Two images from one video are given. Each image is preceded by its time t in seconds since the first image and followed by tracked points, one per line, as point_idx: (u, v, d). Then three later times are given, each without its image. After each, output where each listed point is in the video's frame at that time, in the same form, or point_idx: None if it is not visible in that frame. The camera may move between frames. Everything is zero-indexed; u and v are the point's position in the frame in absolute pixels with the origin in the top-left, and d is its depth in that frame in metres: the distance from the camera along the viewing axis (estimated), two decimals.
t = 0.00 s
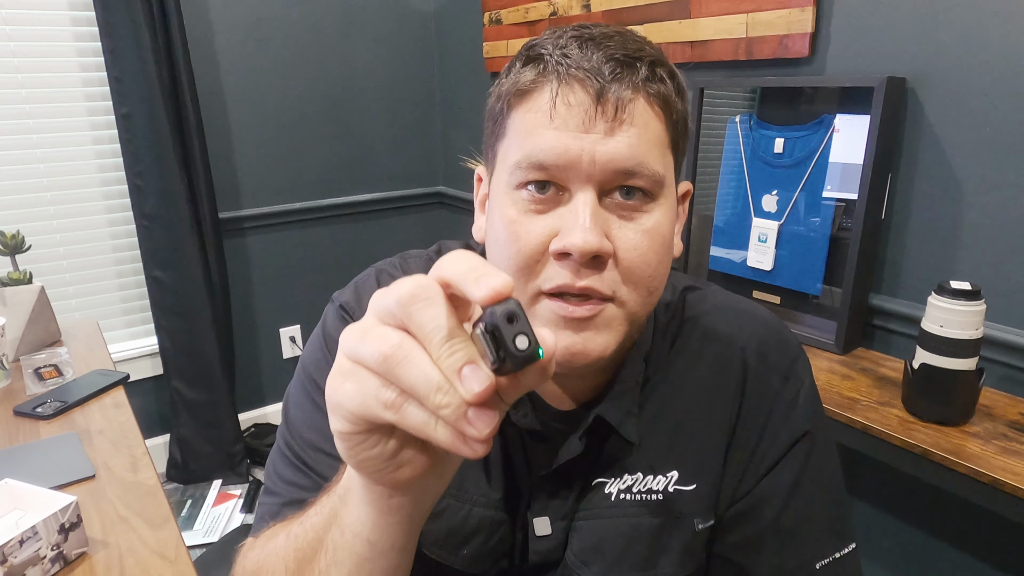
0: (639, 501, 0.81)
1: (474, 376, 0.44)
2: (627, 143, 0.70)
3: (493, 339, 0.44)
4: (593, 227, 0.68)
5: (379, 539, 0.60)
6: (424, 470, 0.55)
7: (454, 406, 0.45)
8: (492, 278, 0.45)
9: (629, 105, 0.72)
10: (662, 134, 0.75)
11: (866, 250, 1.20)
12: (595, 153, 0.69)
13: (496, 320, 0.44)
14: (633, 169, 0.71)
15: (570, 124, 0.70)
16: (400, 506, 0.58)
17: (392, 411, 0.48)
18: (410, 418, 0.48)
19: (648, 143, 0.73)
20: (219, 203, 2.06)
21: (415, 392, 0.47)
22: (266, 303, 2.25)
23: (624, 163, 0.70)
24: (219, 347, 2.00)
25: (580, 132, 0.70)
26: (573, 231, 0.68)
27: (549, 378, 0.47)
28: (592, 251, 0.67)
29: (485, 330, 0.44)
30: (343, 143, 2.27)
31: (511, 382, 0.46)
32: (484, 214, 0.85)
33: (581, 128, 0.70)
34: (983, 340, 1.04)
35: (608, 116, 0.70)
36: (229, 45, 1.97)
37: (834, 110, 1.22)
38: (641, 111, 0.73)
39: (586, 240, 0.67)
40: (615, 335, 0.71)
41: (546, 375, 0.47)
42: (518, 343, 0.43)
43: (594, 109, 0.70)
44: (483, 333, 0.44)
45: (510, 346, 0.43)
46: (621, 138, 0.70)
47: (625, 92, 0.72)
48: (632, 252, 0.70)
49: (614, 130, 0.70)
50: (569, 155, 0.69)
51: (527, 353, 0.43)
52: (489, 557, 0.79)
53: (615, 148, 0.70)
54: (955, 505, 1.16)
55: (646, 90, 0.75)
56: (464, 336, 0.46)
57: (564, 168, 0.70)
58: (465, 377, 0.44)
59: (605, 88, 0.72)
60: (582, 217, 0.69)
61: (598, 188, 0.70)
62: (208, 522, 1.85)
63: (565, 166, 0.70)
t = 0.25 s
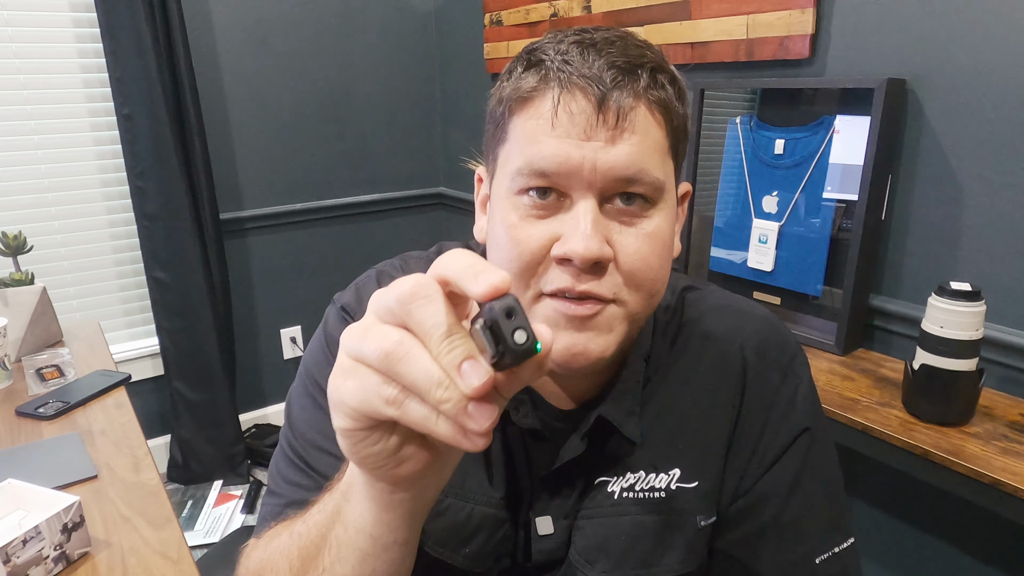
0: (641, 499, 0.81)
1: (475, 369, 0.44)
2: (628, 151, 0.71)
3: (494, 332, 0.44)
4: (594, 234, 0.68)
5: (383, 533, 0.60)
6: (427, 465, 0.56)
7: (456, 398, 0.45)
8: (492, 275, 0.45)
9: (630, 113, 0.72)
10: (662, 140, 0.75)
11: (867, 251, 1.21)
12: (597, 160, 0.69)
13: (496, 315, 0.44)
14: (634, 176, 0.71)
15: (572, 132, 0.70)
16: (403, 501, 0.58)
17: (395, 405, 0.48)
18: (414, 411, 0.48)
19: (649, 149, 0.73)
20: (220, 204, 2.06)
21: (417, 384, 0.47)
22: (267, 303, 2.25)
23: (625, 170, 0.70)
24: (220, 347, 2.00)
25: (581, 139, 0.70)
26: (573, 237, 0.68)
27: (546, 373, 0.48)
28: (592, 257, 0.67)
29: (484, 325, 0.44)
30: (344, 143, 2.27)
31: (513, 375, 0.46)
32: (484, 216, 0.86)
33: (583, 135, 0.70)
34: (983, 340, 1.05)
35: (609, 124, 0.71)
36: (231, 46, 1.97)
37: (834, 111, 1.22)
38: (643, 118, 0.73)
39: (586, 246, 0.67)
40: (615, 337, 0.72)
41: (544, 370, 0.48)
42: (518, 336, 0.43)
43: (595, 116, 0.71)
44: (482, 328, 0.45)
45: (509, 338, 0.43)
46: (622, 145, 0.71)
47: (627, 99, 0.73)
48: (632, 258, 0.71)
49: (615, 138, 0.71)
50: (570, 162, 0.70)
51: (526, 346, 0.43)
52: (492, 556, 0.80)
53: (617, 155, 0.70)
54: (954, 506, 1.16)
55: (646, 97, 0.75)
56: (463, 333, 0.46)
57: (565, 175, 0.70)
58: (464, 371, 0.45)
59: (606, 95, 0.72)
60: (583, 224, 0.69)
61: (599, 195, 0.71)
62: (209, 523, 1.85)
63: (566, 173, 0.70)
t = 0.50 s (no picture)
0: (638, 499, 0.81)
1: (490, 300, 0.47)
2: (628, 148, 0.71)
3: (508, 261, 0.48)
4: (593, 232, 0.68)
5: (394, 501, 0.59)
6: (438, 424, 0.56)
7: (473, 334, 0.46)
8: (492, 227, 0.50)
9: (629, 111, 0.72)
10: (660, 139, 0.76)
11: (863, 252, 1.21)
12: (596, 157, 0.70)
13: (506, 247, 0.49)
14: (632, 174, 0.71)
15: (571, 129, 0.71)
16: (414, 467, 0.58)
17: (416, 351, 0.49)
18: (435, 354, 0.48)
19: (647, 148, 0.73)
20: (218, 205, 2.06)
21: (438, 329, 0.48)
22: (265, 304, 2.25)
23: (623, 168, 0.70)
24: (218, 348, 2.00)
25: (581, 137, 0.70)
26: (573, 235, 0.68)
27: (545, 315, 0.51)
28: (591, 255, 0.67)
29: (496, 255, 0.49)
30: (342, 144, 2.27)
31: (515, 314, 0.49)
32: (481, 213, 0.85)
33: (582, 133, 0.70)
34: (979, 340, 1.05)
35: (608, 122, 0.71)
36: (228, 47, 1.97)
37: (831, 112, 1.22)
38: (641, 117, 0.73)
39: (585, 244, 0.67)
40: (614, 334, 0.71)
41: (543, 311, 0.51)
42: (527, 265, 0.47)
43: (594, 115, 0.71)
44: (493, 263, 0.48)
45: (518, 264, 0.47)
46: (621, 143, 0.71)
47: (626, 98, 0.73)
48: (630, 256, 0.71)
49: (615, 136, 0.71)
50: (569, 159, 0.70)
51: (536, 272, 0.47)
52: (488, 557, 0.80)
53: (616, 153, 0.70)
54: (952, 505, 1.16)
55: (645, 95, 0.75)
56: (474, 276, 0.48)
57: (564, 172, 0.70)
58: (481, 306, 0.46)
59: (605, 93, 0.73)
60: (582, 221, 0.69)
61: (598, 192, 0.71)
62: (207, 524, 1.85)
63: (566, 170, 0.70)
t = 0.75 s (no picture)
0: (634, 496, 0.82)
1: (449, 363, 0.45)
2: (625, 152, 0.71)
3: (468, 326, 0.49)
4: (589, 235, 0.69)
5: (366, 544, 0.56)
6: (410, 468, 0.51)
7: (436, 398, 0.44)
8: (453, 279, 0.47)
9: (626, 114, 0.72)
10: (658, 142, 0.76)
11: (862, 251, 1.21)
12: (593, 161, 0.70)
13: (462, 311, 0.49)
14: (629, 177, 0.72)
15: (569, 132, 0.71)
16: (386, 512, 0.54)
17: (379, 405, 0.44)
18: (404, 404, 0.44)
19: (644, 151, 0.73)
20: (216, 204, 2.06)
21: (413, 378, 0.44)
22: (264, 304, 2.25)
23: (621, 172, 0.71)
24: (217, 348, 2.00)
25: (578, 140, 0.70)
26: (570, 238, 0.69)
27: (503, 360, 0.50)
28: (588, 258, 0.68)
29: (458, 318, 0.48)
30: (341, 144, 2.27)
31: (472, 369, 0.48)
32: (479, 214, 0.86)
33: (580, 136, 0.70)
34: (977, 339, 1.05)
35: (606, 125, 0.71)
36: (228, 47, 1.97)
37: (829, 112, 1.22)
38: (639, 120, 0.73)
39: (582, 248, 0.68)
40: (609, 337, 0.72)
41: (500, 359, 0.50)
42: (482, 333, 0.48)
43: (592, 118, 0.71)
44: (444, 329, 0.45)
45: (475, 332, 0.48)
46: (618, 147, 0.71)
47: (623, 101, 0.73)
48: (627, 259, 0.71)
49: (612, 139, 0.71)
50: (566, 163, 0.70)
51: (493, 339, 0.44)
52: (485, 555, 0.80)
53: (613, 157, 0.71)
54: (949, 504, 1.16)
55: (643, 98, 0.75)
56: (430, 337, 0.45)
57: (562, 175, 0.71)
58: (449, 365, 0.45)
59: (603, 96, 0.73)
60: (579, 224, 0.70)
61: (595, 196, 0.71)
62: (206, 524, 1.85)
63: (563, 173, 0.71)
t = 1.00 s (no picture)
0: (628, 494, 0.82)
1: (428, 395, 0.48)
2: (619, 150, 0.71)
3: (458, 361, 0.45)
4: (583, 233, 0.69)
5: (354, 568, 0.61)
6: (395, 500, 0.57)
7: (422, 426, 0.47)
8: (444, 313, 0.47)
9: (620, 112, 0.72)
10: (652, 140, 0.76)
11: (857, 251, 1.21)
12: (587, 160, 0.70)
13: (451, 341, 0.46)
14: (623, 176, 0.71)
15: (563, 131, 0.71)
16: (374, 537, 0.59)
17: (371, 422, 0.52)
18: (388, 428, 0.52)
19: (638, 149, 0.73)
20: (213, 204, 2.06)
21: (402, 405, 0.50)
22: (261, 304, 2.24)
23: (614, 170, 0.71)
24: (213, 348, 2.00)
25: (572, 139, 0.71)
26: (562, 237, 0.69)
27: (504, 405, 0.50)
28: (581, 257, 0.68)
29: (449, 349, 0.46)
30: (338, 144, 2.27)
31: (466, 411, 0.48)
32: (474, 212, 0.86)
33: (574, 135, 0.71)
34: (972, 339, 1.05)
35: (600, 123, 0.71)
36: (224, 46, 1.97)
37: (825, 112, 1.23)
38: (633, 118, 0.73)
39: (575, 246, 0.68)
40: (603, 335, 0.72)
41: (500, 401, 0.49)
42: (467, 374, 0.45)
43: (586, 116, 0.71)
44: (437, 368, 0.46)
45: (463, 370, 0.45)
46: (612, 145, 0.71)
47: (617, 98, 0.73)
48: (621, 258, 0.71)
49: (606, 137, 0.71)
50: (560, 161, 0.70)
51: (482, 384, 0.44)
52: (479, 553, 0.80)
53: (607, 155, 0.71)
54: (944, 503, 1.16)
55: (637, 96, 0.75)
56: (417, 372, 0.48)
57: (555, 174, 0.71)
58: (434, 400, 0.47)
59: (596, 94, 0.73)
60: (572, 222, 0.70)
61: (588, 194, 0.71)
62: (201, 525, 1.85)
63: (557, 172, 0.71)
